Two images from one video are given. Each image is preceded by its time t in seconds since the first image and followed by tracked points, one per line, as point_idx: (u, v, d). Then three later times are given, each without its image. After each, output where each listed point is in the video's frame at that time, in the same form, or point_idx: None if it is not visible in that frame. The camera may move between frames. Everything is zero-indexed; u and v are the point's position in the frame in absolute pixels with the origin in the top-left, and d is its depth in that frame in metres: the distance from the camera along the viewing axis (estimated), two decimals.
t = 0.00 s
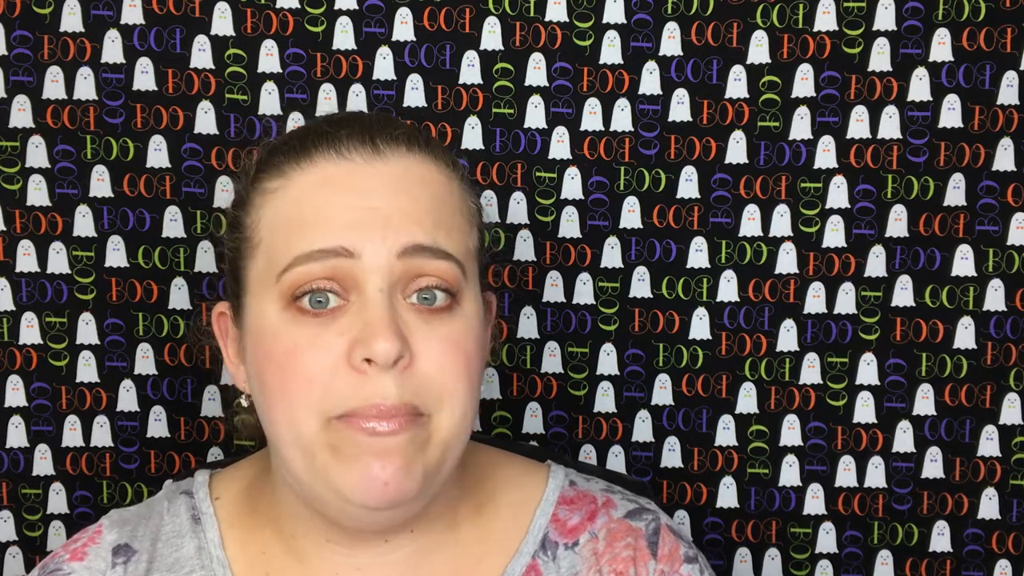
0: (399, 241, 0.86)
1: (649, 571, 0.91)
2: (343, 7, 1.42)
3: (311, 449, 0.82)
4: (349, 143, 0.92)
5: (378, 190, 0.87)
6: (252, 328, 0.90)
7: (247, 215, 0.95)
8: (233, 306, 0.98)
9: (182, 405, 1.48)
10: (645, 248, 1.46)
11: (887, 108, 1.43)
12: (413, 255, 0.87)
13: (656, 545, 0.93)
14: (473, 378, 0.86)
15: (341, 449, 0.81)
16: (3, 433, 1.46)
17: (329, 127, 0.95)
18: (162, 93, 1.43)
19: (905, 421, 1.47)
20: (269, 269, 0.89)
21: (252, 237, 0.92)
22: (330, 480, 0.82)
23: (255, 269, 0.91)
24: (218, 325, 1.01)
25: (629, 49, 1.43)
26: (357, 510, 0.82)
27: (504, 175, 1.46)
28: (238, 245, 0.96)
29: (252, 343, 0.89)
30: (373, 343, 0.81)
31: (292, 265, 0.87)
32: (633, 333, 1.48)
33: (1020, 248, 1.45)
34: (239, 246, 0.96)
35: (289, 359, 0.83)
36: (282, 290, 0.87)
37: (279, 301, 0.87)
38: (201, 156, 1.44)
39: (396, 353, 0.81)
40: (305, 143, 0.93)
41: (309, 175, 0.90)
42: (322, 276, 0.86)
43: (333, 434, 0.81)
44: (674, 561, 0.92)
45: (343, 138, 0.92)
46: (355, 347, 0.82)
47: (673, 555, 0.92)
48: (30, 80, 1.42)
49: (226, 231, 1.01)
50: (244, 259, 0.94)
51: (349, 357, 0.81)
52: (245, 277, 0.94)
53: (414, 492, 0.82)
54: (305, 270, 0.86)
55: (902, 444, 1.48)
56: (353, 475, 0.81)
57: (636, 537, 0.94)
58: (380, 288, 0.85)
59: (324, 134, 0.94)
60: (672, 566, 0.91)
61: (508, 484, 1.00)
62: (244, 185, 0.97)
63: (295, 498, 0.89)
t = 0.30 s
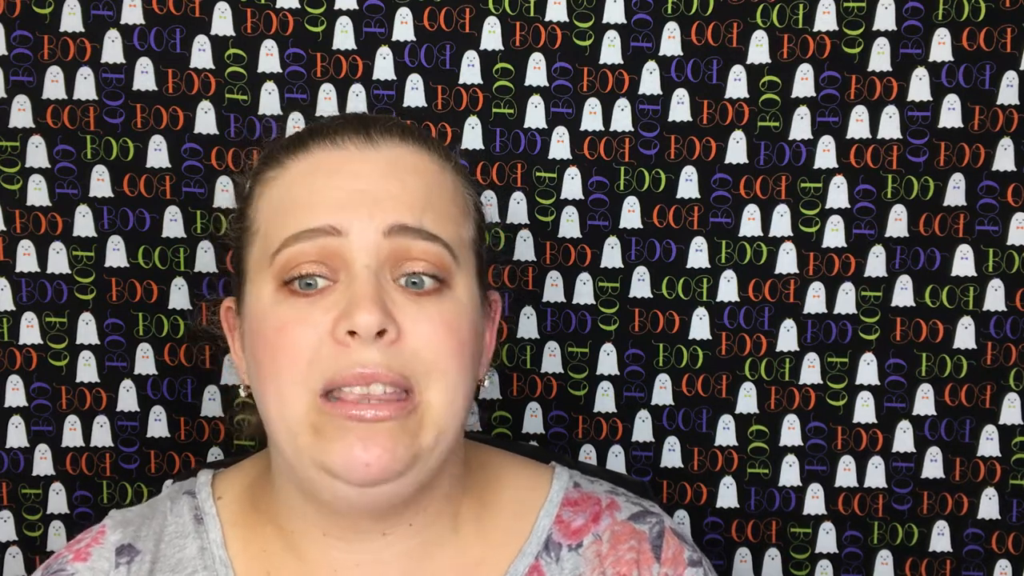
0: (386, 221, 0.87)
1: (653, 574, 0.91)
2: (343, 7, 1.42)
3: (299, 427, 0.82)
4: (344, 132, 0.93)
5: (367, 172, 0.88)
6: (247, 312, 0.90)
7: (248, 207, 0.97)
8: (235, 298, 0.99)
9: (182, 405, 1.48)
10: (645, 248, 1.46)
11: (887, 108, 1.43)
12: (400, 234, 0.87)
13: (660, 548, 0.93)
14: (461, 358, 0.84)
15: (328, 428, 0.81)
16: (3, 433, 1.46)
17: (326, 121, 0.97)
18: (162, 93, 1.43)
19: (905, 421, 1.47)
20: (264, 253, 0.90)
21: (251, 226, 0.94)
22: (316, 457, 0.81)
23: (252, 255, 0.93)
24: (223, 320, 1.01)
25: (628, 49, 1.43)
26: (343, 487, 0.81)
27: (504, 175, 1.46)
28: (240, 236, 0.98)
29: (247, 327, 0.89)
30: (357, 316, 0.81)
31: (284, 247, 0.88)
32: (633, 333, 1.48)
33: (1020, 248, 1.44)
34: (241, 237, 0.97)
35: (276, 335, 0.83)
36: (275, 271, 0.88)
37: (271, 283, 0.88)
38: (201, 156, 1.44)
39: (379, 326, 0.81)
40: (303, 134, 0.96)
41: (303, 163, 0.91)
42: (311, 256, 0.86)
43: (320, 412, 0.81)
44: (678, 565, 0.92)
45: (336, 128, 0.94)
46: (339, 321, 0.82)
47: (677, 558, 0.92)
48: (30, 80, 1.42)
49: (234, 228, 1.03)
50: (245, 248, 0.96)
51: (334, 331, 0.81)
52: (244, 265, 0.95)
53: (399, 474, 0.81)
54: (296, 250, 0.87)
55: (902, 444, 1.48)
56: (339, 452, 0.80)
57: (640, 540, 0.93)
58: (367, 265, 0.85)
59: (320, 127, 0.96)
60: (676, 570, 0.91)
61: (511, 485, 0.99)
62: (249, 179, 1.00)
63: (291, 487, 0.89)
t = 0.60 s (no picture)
0: (379, 231, 0.86)
1: (650, 570, 0.91)
2: (343, 7, 1.42)
3: (298, 437, 0.82)
4: (336, 137, 0.93)
5: (359, 181, 0.88)
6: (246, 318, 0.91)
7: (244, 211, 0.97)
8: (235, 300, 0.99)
9: (182, 405, 1.48)
10: (645, 248, 1.46)
11: (887, 108, 1.43)
12: (393, 244, 0.86)
13: (658, 545, 0.93)
14: (456, 366, 0.84)
15: (324, 440, 0.82)
16: (3, 433, 1.46)
17: (320, 124, 0.96)
18: (162, 93, 1.43)
19: (905, 421, 1.47)
20: (260, 261, 0.90)
21: (247, 231, 0.94)
22: (315, 467, 0.82)
23: (249, 262, 0.93)
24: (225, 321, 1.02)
25: (629, 49, 1.43)
26: (341, 501, 0.82)
27: (505, 175, 1.46)
28: (237, 241, 0.98)
29: (245, 333, 0.90)
30: (349, 328, 0.81)
31: (278, 256, 0.88)
32: (633, 333, 1.48)
33: (1020, 248, 1.45)
34: (239, 241, 0.98)
35: (272, 346, 0.84)
36: (270, 280, 0.88)
37: (267, 291, 0.88)
38: (201, 156, 1.44)
39: (372, 338, 0.81)
40: (297, 138, 0.95)
41: (295, 170, 0.91)
42: (306, 266, 0.87)
43: (317, 424, 0.82)
44: (675, 561, 0.92)
45: (329, 133, 0.93)
46: (333, 333, 0.82)
47: (674, 555, 0.92)
48: (30, 80, 1.42)
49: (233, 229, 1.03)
50: (242, 254, 0.96)
51: (327, 343, 0.81)
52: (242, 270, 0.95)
53: (396, 486, 0.82)
54: (290, 260, 0.87)
55: (902, 444, 1.48)
56: (336, 466, 0.81)
57: (638, 536, 0.94)
58: (361, 276, 0.85)
59: (313, 131, 0.95)
60: (673, 566, 0.91)
61: (511, 482, 0.99)
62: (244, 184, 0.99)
63: (293, 489, 0.89)
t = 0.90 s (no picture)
0: (398, 220, 0.87)
1: None
2: (343, 7, 1.42)
3: (303, 418, 0.81)
4: (362, 130, 0.93)
5: (382, 171, 0.88)
6: (258, 303, 0.90)
7: (263, 199, 0.97)
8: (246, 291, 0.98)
9: (182, 405, 1.48)
10: (645, 248, 1.46)
11: (887, 108, 1.43)
12: (412, 234, 0.86)
13: (661, 551, 0.92)
14: (470, 359, 0.84)
15: (330, 420, 0.81)
16: (3, 433, 1.46)
17: (347, 118, 0.97)
18: (162, 93, 1.43)
19: (905, 421, 1.47)
20: (277, 245, 0.90)
21: (265, 218, 0.94)
22: (319, 446, 0.80)
23: (265, 248, 0.92)
24: (233, 312, 1.01)
25: (629, 49, 1.43)
26: (343, 481, 0.80)
27: (504, 175, 1.46)
28: (254, 230, 0.98)
29: (257, 318, 0.89)
30: (366, 312, 0.80)
31: (297, 240, 0.88)
32: (633, 333, 1.48)
33: (1020, 248, 1.45)
34: (255, 229, 0.97)
35: (285, 327, 0.83)
36: (287, 263, 0.88)
37: (283, 274, 0.88)
38: (201, 156, 1.44)
39: (388, 323, 0.80)
40: (322, 130, 0.96)
41: (319, 157, 0.91)
42: (324, 250, 0.86)
43: (325, 404, 0.81)
44: (679, 567, 0.91)
45: (355, 126, 0.94)
46: (349, 316, 0.81)
47: (678, 561, 0.92)
48: (30, 80, 1.42)
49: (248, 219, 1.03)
50: (257, 243, 0.96)
51: (342, 326, 0.81)
52: (256, 258, 0.95)
53: (400, 471, 0.80)
54: (308, 244, 0.87)
55: (902, 443, 1.48)
56: (340, 444, 0.79)
57: (641, 542, 0.93)
58: (378, 264, 0.85)
59: (340, 123, 0.96)
60: (677, 572, 0.91)
61: (511, 486, 0.99)
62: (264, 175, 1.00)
63: (293, 481, 0.86)
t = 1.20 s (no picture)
0: (391, 226, 0.86)
1: None
2: (343, 7, 1.42)
3: (294, 426, 0.82)
4: (362, 131, 0.93)
5: (378, 174, 0.88)
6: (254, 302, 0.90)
7: (265, 196, 0.98)
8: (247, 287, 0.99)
9: (182, 405, 1.48)
10: (645, 248, 1.46)
11: (887, 108, 1.43)
12: (404, 240, 0.86)
13: (659, 549, 0.92)
14: (460, 368, 0.84)
15: (318, 432, 0.81)
16: (3, 433, 1.46)
17: (350, 116, 0.97)
18: (162, 93, 1.43)
19: (905, 421, 1.47)
20: (274, 245, 0.90)
21: (265, 216, 0.95)
22: (307, 461, 0.81)
23: (264, 246, 0.93)
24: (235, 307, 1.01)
25: (629, 49, 1.43)
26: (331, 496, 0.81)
27: (504, 175, 1.46)
28: (256, 227, 0.99)
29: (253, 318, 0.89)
30: (354, 318, 0.80)
31: (292, 242, 0.88)
32: (633, 333, 1.48)
33: (1020, 248, 1.44)
34: (257, 226, 0.98)
35: (276, 330, 0.83)
36: (282, 265, 0.88)
37: (277, 276, 0.88)
38: (201, 156, 1.44)
39: (376, 331, 0.80)
40: (324, 128, 0.96)
41: (317, 158, 0.91)
42: (317, 253, 0.87)
43: (314, 414, 0.81)
44: (677, 566, 0.91)
45: (355, 126, 0.94)
46: (338, 321, 0.81)
47: (676, 559, 0.92)
48: (30, 80, 1.42)
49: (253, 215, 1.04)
50: (258, 240, 0.96)
51: (331, 331, 0.81)
52: (256, 255, 0.95)
53: (386, 486, 0.80)
54: (302, 246, 0.87)
55: (902, 444, 1.48)
56: (328, 459, 0.80)
57: (640, 541, 0.93)
58: (370, 268, 0.85)
59: (341, 122, 0.96)
60: (675, 571, 0.91)
61: (509, 487, 0.99)
62: (268, 171, 1.00)
63: (288, 486, 0.87)
